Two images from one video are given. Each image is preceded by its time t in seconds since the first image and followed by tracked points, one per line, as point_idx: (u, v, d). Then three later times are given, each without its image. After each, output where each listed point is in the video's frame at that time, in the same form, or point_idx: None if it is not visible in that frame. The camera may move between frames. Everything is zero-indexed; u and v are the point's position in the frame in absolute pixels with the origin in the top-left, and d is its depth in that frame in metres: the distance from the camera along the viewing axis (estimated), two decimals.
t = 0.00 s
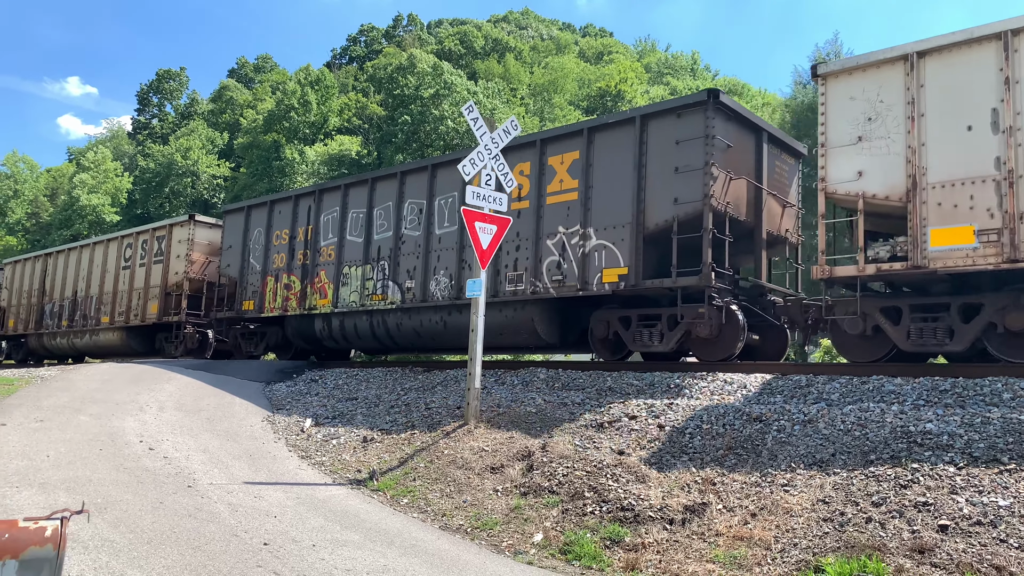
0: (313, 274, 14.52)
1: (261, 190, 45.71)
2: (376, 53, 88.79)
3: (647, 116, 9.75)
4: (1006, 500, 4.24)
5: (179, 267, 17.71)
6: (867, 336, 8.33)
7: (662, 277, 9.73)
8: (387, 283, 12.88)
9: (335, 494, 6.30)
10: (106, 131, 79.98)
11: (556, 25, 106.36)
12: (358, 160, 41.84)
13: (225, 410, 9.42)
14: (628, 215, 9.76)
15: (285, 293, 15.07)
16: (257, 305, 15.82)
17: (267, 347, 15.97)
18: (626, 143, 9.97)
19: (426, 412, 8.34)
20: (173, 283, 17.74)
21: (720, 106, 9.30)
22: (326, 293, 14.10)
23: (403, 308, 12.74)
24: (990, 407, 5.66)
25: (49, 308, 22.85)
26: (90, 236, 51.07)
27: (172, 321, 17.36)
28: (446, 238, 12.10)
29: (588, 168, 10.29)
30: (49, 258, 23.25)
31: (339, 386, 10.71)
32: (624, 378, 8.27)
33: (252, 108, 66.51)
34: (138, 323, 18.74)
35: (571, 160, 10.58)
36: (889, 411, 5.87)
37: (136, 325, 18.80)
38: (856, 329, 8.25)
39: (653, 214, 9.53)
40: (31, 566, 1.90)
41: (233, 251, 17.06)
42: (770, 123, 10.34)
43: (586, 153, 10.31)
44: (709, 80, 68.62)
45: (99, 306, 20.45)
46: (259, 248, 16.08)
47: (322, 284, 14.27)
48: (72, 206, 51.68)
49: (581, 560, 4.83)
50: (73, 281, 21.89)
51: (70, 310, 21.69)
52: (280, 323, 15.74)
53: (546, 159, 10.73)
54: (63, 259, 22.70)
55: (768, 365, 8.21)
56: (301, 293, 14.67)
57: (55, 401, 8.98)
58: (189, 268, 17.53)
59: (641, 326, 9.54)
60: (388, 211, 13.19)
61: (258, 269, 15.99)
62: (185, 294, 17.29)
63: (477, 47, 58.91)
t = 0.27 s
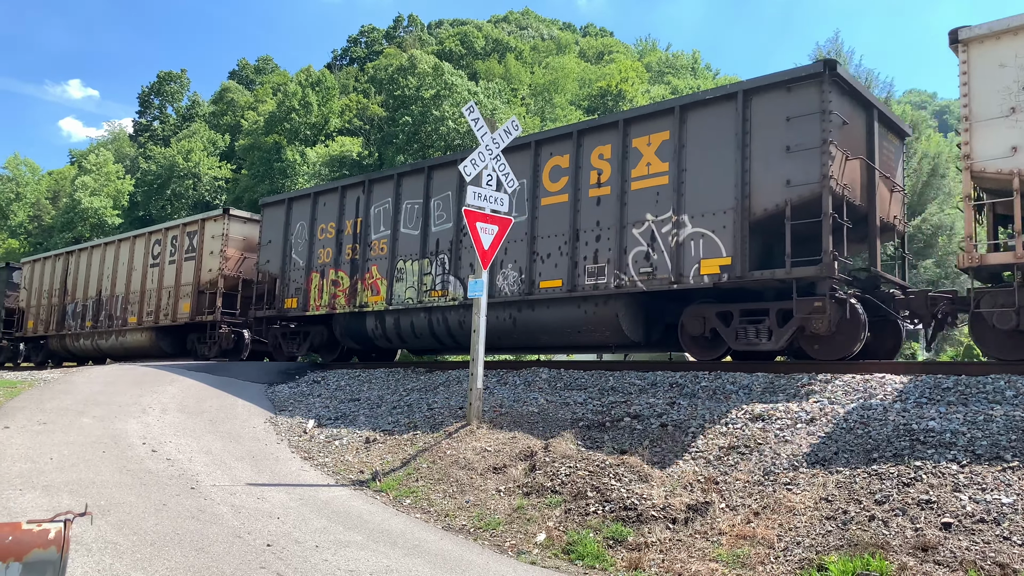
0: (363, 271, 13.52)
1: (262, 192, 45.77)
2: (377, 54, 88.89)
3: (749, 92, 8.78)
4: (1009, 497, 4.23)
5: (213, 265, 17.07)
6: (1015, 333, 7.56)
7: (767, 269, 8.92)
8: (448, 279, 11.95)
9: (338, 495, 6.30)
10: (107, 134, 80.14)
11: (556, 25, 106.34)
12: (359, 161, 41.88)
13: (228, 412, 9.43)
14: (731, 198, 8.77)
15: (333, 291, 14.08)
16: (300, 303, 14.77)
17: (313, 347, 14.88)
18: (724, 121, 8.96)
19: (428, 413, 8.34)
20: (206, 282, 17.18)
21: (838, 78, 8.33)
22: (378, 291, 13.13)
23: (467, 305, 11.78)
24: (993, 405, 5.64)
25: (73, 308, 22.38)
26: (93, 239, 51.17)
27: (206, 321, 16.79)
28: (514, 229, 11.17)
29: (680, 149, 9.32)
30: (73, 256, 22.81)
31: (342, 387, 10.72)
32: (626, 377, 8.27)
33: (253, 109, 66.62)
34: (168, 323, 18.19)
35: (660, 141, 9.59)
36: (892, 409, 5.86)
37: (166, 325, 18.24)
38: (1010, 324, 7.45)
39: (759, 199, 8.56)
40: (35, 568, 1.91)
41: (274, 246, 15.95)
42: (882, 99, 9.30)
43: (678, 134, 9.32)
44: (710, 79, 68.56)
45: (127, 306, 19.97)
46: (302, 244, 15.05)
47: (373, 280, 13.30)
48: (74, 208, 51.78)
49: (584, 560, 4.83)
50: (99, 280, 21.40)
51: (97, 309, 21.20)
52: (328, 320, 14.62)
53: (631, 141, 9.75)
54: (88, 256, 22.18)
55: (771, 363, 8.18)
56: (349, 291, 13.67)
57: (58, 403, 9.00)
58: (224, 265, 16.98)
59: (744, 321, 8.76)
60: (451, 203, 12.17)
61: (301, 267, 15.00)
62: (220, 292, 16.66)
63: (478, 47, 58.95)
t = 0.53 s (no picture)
0: (417, 263, 12.29)
1: (262, 191, 45.75)
2: (376, 53, 88.90)
3: (874, 61, 7.77)
4: (1009, 495, 4.24)
5: (249, 259, 16.58)
6: None
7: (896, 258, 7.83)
8: (515, 271, 10.99)
9: (338, 495, 6.30)
10: (106, 133, 80.09)
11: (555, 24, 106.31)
12: (358, 160, 41.85)
13: (228, 411, 9.43)
14: (856, 180, 7.75)
15: (382, 284, 12.84)
16: (346, 297, 13.51)
17: (358, 345, 13.78)
18: (844, 95, 7.96)
19: (428, 412, 8.34)
20: (241, 277, 16.69)
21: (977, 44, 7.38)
22: (434, 284, 11.97)
23: (537, 300, 10.81)
24: (993, 403, 5.65)
25: (95, 305, 21.80)
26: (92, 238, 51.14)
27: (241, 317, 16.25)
28: (591, 217, 10.16)
29: (791, 125, 8.28)
30: (95, 251, 22.24)
31: (341, 387, 10.72)
32: (626, 376, 8.28)
33: (252, 109, 66.55)
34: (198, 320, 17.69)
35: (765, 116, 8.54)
36: (891, 407, 5.87)
37: (197, 322, 17.71)
38: None
39: (887, 180, 7.56)
40: (35, 567, 1.91)
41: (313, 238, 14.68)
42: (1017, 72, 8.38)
43: (787, 109, 8.30)
44: (709, 78, 68.56)
45: (154, 303, 19.46)
46: (345, 234, 13.82)
47: (425, 273, 12.16)
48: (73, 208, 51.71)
49: (585, 558, 4.83)
50: (122, 277, 20.84)
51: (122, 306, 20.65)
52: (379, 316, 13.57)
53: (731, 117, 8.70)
54: (111, 251, 21.55)
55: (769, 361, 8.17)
56: (400, 285, 12.51)
57: (58, 403, 9.00)
58: (261, 259, 16.46)
59: (867, 316, 7.81)
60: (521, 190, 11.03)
61: (345, 259, 13.73)
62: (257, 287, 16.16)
63: (477, 47, 58.93)
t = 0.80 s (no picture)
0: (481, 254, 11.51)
1: (261, 191, 45.72)
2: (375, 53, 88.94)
3: (931, 47, 7.50)
4: (1009, 494, 4.24)
5: (289, 252, 15.48)
6: None
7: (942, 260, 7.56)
8: (594, 262, 10.12)
9: (338, 494, 6.30)
10: (105, 133, 80.11)
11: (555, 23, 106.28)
12: (358, 160, 41.82)
13: (228, 411, 9.43)
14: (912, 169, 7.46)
15: (441, 278, 11.99)
16: (400, 293, 12.69)
17: (412, 342, 12.94)
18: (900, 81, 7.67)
19: (428, 412, 8.33)
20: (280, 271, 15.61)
21: None
22: (502, 277, 11.22)
23: (619, 294, 10.00)
24: (993, 402, 5.65)
25: (117, 301, 20.73)
26: (92, 238, 51.12)
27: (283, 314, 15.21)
28: (683, 203, 9.32)
29: (842, 113, 8.06)
30: (119, 244, 21.10)
31: (341, 386, 10.71)
32: (626, 375, 8.28)
33: (252, 109, 66.49)
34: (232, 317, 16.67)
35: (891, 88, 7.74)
36: (891, 406, 5.87)
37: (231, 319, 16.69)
38: None
39: None
40: (35, 567, 1.91)
41: (363, 230, 13.80)
42: None
43: (841, 98, 8.04)
44: (708, 77, 68.57)
45: (183, 299, 18.35)
46: (398, 226, 13.02)
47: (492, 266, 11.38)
48: (72, 208, 51.68)
49: (585, 557, 4.83)
50: (149, 271, 19.71)
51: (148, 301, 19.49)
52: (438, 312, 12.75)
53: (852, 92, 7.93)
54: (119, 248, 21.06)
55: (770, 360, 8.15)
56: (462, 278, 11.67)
57: (58, 403, 8.99)
58: (302, 252, 15.40)
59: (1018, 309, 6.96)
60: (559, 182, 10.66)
61: (399, 252, 12.93)
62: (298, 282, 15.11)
63: (476, 46, 58.89)
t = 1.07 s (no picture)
0: (550, 244, 10.30)
1: (259, 190, 45.62)
2: (373, 52, 88.88)
3: (909, 50, 7.39)
4: (1006, 494, 4.25)
5: (333, 245, 14.13)
6: None
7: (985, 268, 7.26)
8: (686, 252, 8.87)
9: (336, 494, 6.29)
10: (103, 133, 79.97)
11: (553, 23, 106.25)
12: (356, 160, 41.78)
13: (226, 411, 9.42)
14: (890, 174, 7.37)
15: (507, 271, 10.82)
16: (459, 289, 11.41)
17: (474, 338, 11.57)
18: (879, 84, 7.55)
19: (427, 411, 8.32)
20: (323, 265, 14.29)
21: None
22: (576, 270, 9.96)
23: (717, 286, 8.72)
24: (990, 401, 5.66)
25: (141, 298, 19.56)
26: (89, 238, 51.03)
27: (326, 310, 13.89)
28: (795, 185, 8.07)
29: (831, 116, 7.85)
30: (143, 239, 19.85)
31: (339, 386, 10.70)
32: (624, 375, 8.28)
33: (250, 108, 66.39)
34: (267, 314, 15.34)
35: None
36: (888, 406, 5.88)
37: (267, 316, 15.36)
38: None
39: None
40: (31, 567, 1.90)
41: (413, 219, 12.58)
42: None
43: (827, 100, 7.85)
44: (706, 77, 68.59)
45: (214, 294, 17.05)
46: (454, 216, 11.78)
47: (564, 257, 10.15)
48: (70, 207, 51.58)
49: (583, 557, 4.84)
50: (177, 264, 18.45)
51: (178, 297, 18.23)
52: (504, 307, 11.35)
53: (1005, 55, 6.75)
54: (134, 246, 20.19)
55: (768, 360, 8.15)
56: (531, 271, 10.48)
57: (55, 403, 8.97)
58: (347, 245, 14.06)
59: None
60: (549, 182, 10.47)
61: (456, 244, 11.62)
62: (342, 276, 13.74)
63: (475, 46, 58.87)
